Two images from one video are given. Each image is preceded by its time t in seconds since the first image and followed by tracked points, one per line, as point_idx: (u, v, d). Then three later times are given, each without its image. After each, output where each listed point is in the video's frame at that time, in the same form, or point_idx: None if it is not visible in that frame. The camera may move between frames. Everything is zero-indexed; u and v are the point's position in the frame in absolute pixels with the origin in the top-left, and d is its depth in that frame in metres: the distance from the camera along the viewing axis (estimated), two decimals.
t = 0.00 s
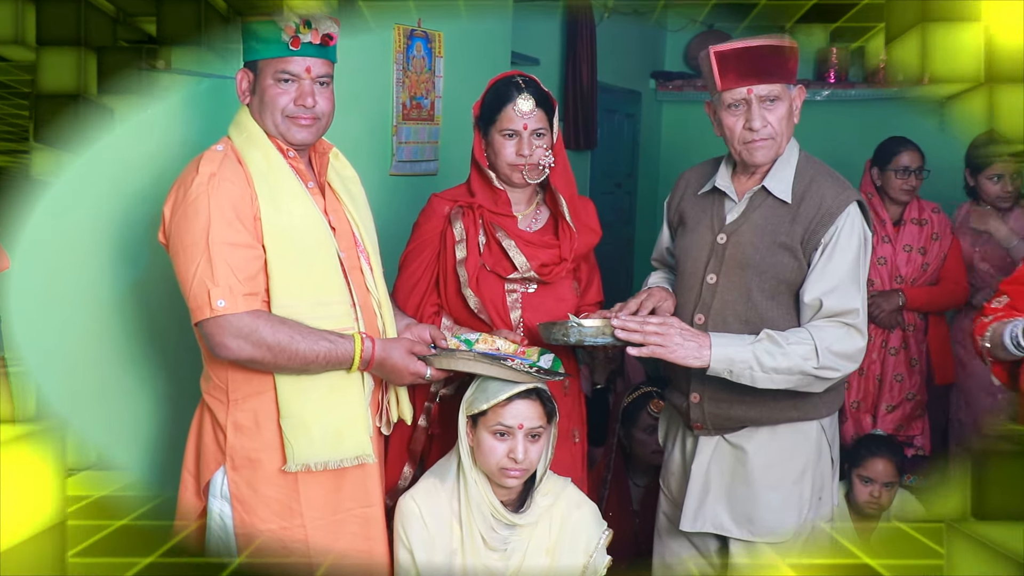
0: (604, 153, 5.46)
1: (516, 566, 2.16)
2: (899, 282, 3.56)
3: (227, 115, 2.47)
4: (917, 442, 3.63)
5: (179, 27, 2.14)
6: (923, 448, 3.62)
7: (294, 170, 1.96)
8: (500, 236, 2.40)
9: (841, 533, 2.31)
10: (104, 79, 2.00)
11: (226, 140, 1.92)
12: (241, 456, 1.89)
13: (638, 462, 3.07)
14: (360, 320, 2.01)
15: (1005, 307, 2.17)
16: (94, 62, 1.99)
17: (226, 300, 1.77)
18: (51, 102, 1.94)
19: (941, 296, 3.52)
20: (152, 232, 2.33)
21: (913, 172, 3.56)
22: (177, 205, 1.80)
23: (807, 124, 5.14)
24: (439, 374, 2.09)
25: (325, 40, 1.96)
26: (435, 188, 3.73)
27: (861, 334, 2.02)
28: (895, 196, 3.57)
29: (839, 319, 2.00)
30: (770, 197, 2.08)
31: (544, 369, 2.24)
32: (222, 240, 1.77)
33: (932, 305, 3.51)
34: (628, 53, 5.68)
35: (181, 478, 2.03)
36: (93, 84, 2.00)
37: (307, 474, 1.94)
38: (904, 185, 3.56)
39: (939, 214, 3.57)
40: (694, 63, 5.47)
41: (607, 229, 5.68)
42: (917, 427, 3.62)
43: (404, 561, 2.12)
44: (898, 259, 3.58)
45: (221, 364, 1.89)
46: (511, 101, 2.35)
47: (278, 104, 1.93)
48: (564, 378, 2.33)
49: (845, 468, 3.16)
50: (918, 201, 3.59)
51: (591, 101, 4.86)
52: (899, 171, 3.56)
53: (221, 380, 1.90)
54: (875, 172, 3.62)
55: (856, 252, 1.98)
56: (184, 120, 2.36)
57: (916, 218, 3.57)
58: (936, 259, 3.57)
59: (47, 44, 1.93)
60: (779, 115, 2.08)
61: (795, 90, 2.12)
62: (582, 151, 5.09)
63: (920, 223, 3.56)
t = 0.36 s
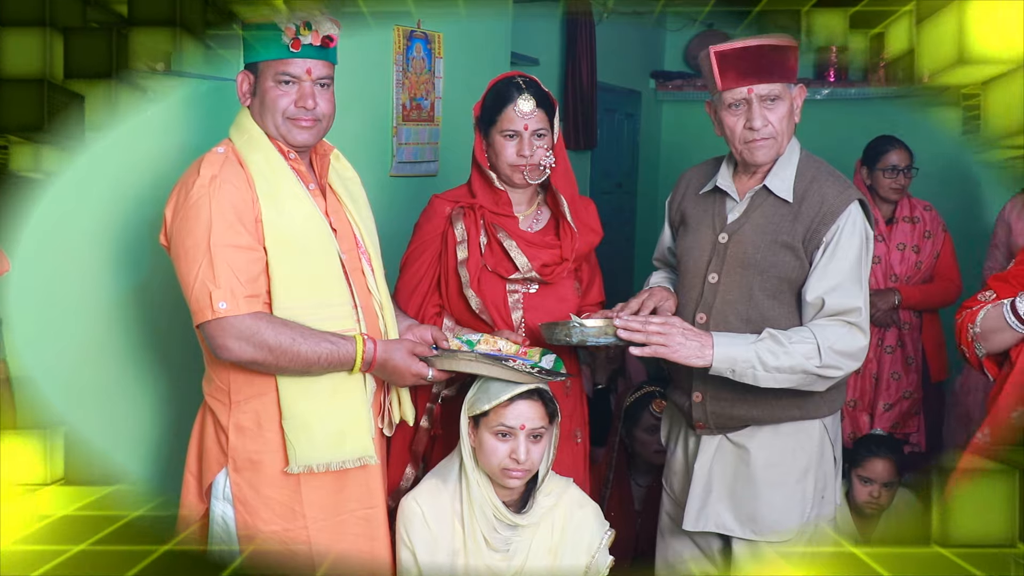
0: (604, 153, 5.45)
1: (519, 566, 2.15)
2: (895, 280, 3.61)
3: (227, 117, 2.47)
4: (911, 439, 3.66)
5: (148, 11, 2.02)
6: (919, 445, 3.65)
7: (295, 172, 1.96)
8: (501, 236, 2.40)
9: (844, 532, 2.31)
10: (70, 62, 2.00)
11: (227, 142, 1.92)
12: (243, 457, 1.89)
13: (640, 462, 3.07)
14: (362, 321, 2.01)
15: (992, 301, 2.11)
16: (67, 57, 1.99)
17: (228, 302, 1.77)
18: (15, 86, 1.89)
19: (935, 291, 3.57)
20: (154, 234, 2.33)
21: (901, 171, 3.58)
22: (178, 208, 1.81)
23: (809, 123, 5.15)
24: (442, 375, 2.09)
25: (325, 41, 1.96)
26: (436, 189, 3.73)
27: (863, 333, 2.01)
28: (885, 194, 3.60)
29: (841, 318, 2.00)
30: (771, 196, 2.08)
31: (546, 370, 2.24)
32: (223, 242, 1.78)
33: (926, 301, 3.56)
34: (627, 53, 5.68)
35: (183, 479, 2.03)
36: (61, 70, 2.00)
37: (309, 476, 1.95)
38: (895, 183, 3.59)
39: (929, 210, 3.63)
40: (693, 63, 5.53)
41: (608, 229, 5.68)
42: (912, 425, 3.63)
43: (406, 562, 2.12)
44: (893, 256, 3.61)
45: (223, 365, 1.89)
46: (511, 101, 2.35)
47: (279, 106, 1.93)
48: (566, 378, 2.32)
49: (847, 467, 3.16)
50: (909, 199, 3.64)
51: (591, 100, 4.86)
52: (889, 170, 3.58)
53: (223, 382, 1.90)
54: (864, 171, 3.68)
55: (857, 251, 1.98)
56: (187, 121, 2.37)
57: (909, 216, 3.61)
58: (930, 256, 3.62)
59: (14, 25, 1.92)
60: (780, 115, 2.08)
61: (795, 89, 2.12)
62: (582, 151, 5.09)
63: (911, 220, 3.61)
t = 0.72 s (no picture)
0: (606, 153, 5.45)
1: (523, 568, 2.15)
2: (899, 283, 3.59)
3: (229, 121, 2.47)
4: (919, 441, 3.64)
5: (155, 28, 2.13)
6: (925, 445, 3.65)
7: (298, 174, 1.96)
8: (505, 237, 2.40)
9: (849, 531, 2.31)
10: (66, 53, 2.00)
11: (230, 144, 1.92)
12: (248, 459, 1.89)
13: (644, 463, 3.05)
14: (366, 323, 2.01)
15: (985, 296, 2.16)
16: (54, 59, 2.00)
17: (232, 304, 1.77)
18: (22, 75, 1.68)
19: (936, 291, 3.56)
20: (158, 237, 2.33)
21: (893, 171, 3.63)
22: (182, 211, 1.81)
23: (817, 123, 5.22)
24: (446, 376, 2.09)
25: (328, 43, 1.95)
26: (440, 191, 3.73)
27: (868, 332, 2.01)
28: (878, 195, 3.63)
29: (846, 317, 2.00)
30: (775, 196, 2.08)
31: (551, 371, 2.24)
32: (227, 244, 1.77)
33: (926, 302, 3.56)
34: (629, 55, 5.66)
35: (188, 481, 2.03)
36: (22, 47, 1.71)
37: (313, 477, 1.95)
38: (887, 184, 3.63)
39: (926, 210, 3.62)
40: (696, 62, 5.52)
41: (611, 230, 5.68)
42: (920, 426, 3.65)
43: (411, 563, 2.12)
44: (895, 260, 3.60)
45: (227, 367, 1.89)
46: (515, 103, 2.35)
47: (283, 108, 1.93)
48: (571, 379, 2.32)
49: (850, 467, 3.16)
50: (903, 200, 3.64)
51: (593, 101, 4.86)
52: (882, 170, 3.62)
53: (227, 384, 1.90)
54: (858, 173, 3.69)
55: (862, 251, 1.98)
56: (188, 125, 2.37)
57: (908, 217, 3.60)
58: (931, 256, 3.62)
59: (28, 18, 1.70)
60: (784, 115, 2.08)
61: (800, 89, 2.12)
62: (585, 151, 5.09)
63: (910, 221, 3.59)
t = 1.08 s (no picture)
0: (610, 154, 5.44)
1: (527, 568, 2.15)
2: (903, 285, 3.58)
3: (233, 122, 2.47)
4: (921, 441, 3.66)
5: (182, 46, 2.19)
6: (930, 446, 3.65)
7: (303, 175, 1.96)
8: (509, 238, 2.40)
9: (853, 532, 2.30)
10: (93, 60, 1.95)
11: (234, 145, 1.92)
12: (251, 460, 1.89)
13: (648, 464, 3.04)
14: (370, 324, 2.01)
15: (1000, 314, 2.25)
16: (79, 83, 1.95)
17: (235, 305, 1.77)
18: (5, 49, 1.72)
19: (938, 292, 3.56)
20: (162, 239, 2.34)
21: (891, 171, 3.61)
22: (186, 211, 1.81)
23: (823, 125, 5.34)
24: (450, 377, 2.10)
25: (332, 44, 1.95)
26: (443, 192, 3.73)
27: (873, 333, 2.00)
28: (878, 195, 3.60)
29: (851, 318, 1.99)
30: (780, 197, 2.08)
31: (554, 372, 2.24)
32: (231, 245, 1.77)
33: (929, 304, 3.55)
34: (633, 57, 5.65)
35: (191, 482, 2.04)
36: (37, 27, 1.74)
37: (317, 478, 1.94)
38: (886, 184, 3.61)
39: (927, 212, 3.63)
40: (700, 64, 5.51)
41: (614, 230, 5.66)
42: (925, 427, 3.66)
43: (414, 564, 2.12)
44: (898, 262, 3.58)
45: (231, 368, 1.89)
46: (519, 104, 2.35)
47: (286, 109, 1.93)
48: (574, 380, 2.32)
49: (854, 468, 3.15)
50: (903, 201, 3.63)
51: (597, 102, 4.86)
52: (881, 170, 3.61)
53: (231, 384, 1.90)
54: (858, 174, 3.67)
55: (867, 252, 1.98)
56: (191, 126, 2.37)
57: (909, 219, 3.60)
58: (933, 258, 3.61)
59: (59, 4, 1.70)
60: (789, 115, 2.08)
61: (804, 90, 2.11)
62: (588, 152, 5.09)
63: (911, 223, 3.59)
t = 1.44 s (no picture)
0: (613, 154, 5.43)
1: (528, 569, 2.15)
2: (905, 286, 3.56)
3: (234, 121, 2.47)
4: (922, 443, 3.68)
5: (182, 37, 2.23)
6: (930, 448, 3.65)
7: (304, 175, 1.97)
8: (511, 238, 2.40)
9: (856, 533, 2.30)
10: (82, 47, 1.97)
11: (236, 145, 1.92)
12: (253, 460, 1.89)
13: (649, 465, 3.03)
14: (371, 324, 2.01)
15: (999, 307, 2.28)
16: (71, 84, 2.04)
17: (237, 305, 1.77)
18: None
19: (938, 294, 3.56)
20: (165, 239, 2.34)
21: (897, 173, 3.61)
22: (188, 212, 1.81)
23: (823, 124, 5.32)
24: (451, 378, 2.11)
25: (334, 44, 1.95)
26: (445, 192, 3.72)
27: (875, 334, 2.00)
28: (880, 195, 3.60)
29: (853, 319, 1.99)
30: (782, 198, 2.07)
31: (556, 373, 2.24)
32: (232, 245, 1.77)
33: (930, 306, 3.55)
34: (636, 57, 5.63)
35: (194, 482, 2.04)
36: None
37: (319, 479, 1.94)
38: (890, 185, 3.60)
39: (928, 214, 3.63)
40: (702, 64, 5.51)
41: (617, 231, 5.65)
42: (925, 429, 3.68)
43: (415, 564, 2.12)
44: (900, 263, 3.57)
45: (233, 369, 1.89)
46: (521, 104, 2.34)
47: (288, 109, 1.93)
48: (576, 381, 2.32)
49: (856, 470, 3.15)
50: (903, 203, 3.63)
51: (599, 102, 4.85)
52: (886, 171, 3.61)
53: (233, 385, 1.90)
54: (860, 174, 3.68)
55: (869, 252, 1.97)
56: (193, 126, 2.37)
57: (911, 220, 3.59)
58: (934, 260, 3.60)
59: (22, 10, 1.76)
60: (792, 116, 2.07)
61: (807, 91, 2.11)
62: (591, 152, 5.08)
63: (914, 225, 3.58)
